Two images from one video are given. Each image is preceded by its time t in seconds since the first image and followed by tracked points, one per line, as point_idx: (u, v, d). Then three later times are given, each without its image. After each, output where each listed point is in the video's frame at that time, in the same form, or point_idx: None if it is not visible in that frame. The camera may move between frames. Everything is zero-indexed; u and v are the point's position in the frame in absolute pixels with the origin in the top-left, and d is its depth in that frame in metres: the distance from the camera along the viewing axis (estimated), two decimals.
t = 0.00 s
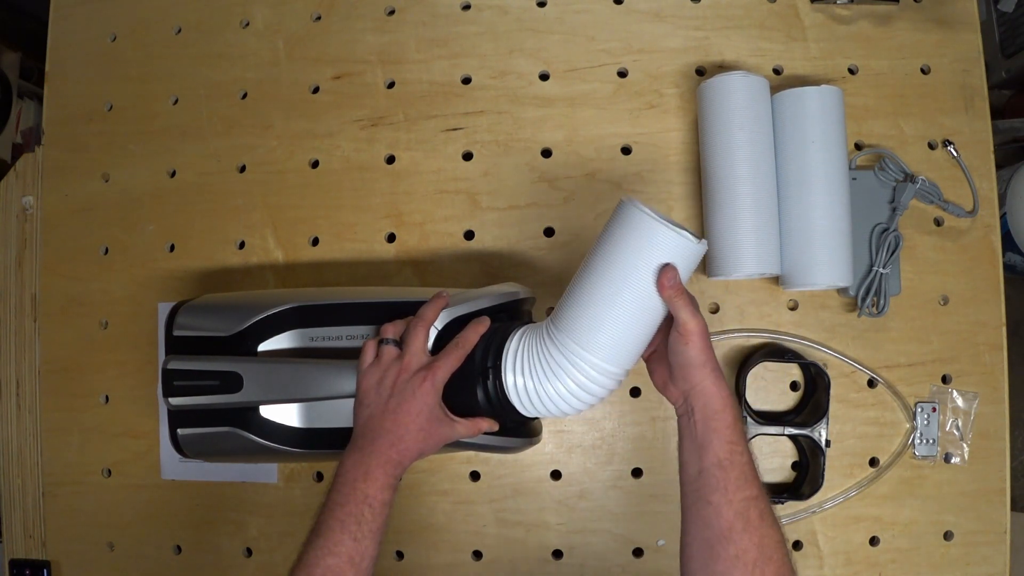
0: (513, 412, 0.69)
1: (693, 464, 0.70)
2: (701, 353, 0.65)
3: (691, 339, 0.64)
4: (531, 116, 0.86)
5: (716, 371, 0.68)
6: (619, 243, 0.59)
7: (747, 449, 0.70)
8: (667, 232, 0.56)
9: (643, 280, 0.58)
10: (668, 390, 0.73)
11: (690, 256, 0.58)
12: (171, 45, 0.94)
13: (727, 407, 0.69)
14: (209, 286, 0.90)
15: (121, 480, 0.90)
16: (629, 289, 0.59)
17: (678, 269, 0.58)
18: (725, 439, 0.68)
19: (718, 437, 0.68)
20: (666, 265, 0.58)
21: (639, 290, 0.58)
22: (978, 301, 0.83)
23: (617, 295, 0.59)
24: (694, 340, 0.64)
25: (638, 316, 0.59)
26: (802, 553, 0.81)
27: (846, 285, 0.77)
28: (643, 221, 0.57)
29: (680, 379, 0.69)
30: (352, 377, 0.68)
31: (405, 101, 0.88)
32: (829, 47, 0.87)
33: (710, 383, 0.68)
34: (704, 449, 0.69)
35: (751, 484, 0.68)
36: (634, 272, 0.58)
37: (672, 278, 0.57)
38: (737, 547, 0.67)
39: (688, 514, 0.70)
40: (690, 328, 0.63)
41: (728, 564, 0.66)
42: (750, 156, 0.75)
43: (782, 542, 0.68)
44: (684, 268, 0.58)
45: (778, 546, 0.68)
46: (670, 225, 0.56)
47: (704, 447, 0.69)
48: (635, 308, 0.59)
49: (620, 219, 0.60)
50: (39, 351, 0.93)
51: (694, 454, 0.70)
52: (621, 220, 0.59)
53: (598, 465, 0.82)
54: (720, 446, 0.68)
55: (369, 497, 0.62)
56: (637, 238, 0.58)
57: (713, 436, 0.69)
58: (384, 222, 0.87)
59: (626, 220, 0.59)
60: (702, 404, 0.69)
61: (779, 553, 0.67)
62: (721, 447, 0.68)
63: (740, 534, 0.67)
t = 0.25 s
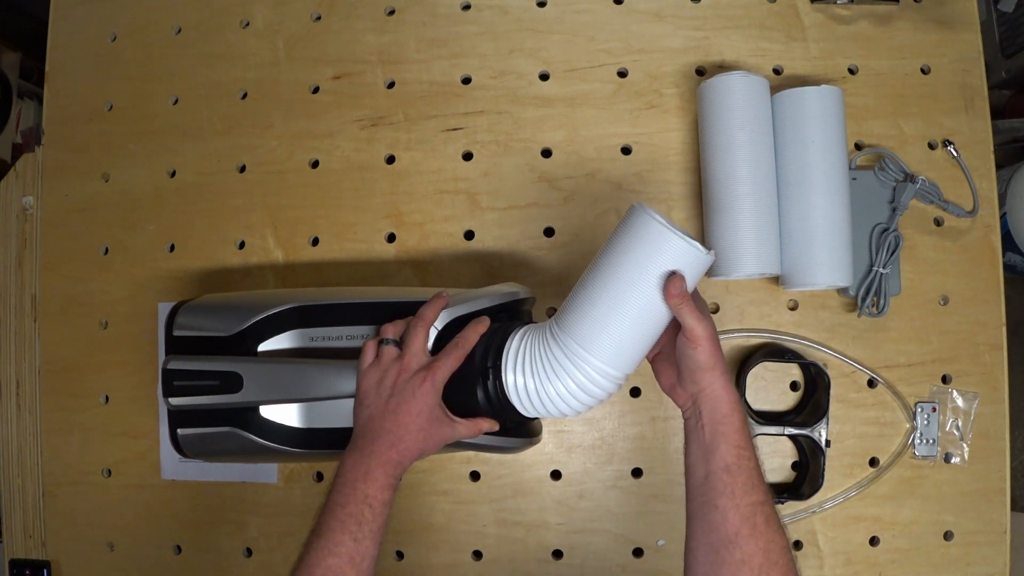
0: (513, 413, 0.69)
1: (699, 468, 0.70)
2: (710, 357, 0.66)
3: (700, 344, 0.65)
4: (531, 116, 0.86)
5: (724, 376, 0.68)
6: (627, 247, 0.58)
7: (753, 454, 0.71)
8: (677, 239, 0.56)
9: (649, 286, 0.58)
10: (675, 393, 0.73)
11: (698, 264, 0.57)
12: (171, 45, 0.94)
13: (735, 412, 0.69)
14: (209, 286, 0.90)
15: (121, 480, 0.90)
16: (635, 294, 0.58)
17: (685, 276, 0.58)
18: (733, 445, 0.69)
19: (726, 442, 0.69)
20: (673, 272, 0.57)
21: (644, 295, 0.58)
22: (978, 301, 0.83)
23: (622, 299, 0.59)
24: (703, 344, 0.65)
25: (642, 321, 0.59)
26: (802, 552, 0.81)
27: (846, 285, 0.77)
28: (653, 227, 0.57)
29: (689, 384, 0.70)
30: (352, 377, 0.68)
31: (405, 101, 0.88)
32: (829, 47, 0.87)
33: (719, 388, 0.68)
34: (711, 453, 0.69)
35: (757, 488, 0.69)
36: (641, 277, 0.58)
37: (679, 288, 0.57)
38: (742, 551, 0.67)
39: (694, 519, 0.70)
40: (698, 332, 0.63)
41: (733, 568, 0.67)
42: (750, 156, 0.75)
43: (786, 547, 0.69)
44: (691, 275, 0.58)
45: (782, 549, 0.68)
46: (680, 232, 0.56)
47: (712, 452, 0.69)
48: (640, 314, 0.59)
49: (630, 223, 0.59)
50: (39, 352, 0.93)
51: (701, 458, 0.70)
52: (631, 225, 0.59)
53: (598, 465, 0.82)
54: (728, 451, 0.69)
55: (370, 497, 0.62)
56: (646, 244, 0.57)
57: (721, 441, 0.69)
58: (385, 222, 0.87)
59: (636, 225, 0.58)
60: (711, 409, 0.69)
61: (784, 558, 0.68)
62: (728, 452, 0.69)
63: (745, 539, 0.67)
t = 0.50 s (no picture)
0: (514, 413, 0.69)
1: (700, 475, 0.70)
2: (712, 367, 0.67)
3: (703, 354, 0.65)
4: (531, 115, 0.86)
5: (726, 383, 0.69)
6: (632, 252, 0.58)
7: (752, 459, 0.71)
8: (683, 246, 0.56)
9: (652, 291, 0.58)
10: (676, 400, 0.73)
11: (701, 273, 0.57)
12: (172, 45, 0.94)
13: (736, 418, 0.70)
14: (209, 286, 0.90)
15: (121, 480, 0.90)
16: (637, 298, 0.58)
17: (688, 284, 0.57)
18: (735, 450, 0.69)
19: (727, 448, 0.69)
20: (677, 281, 0.57)
21: (646, 300, 0.58)
22: (978, 301, 0.83)
23: (624, 303, 0.59)
24: (707, 355, 0.65)
25: (643, 326, 0.59)
26: (802, 552, 0.81)
27: (846, 285, 0.77)
28: (660, 233, 0.56)
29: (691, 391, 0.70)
30: (352, 377, 0.68)
31: (405, 101, 0.88)
32: (829, 47, 0.87)
33: (721, 395, 0.69)
34: (712, 460, 0.70)
35: (757, 493, 0.69)
36: (644, 282, 0.58)
37: (677, 303, 0.57)
38: (744, 556, 0.67)
39: (694, 524, 0.70)
40: (702, 344, 0.64)
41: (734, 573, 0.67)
42: (749, 156, 0.75)
43: (785, 551, 0.69)
44: (694, 283, 0.58)
45: (781, 554, 0.69)
46: (687, 239, 0.56)
47: (714, 458, 0.70)
48: (641, 319, 0.59)
49: (637, 227, 0.59)
50: (39, 352, 0.93)
51: (702, 465, 0.70)
52: (638, 229, 0.59)
53: (598, 465, 0.82)
54: (730, 457, 0.69)
55: (370, 497, 0.62)
56: (652, 249, 0.57)
57: (723, 447, 0.69)
58: (385, 222, 0.87)
59: (643, 229, 0.58)
60: (713, 415, 0.69)
61: (783, 563, 0.68)
62: (730, 458, 0.69)
63: (746, 543, 0.68)
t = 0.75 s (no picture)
0: (514, 413, 0.69)
1: (698, 484, 0.71)
2: (709, 381, 0.66)
3: (698, 369, 0.64)
4: (531, 115, 0.86)
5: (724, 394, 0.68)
6: (635, 258, 0.58)
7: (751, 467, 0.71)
8: (688, 250, 0.56)
9: (652, 297, 0.58)
10: (675, 409, 0.73)
11: (705, 278, 0.57)
12: (172, 45, 0.94)
13: (735, 428, 0.69)
14: (209, 286, 0.90)
15: (121, 479, 0.90)
16: (639, 301, 0.58)
17: (690, 288, 0.58)
18: (732, 460, 0.69)
19: (724, 459, 0.69)
20: (676, 290, 0.57)
21: (648, 303, 0.58)
22: (978, 301, 0.83)
23: (626, 305, 0.59)
24: (702, 370, 0.64)
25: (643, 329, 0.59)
26: (803, 552, 0.81)
27: (846, 285, 0.77)
28: (666, 236, 0.57)
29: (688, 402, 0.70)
30: (352, 377, 0.68)
31: (405, 101, 0.88)
32: (829, 47, 0.87)
33: (719, 407, 0.68)
34: (710, 470, 0.70)
35: (755, 500, 0.69)
36: (647, 284, 0.58)
37: (665, 323, 0.57)
38: (740, 565, 0.67)
39: (692, 531, 0.71)
40: (697, 359, 0.63)
41: None
42: (750, 156, 0.75)
43: (784, 559, 0.69)
44: (697, 288, 0.58)
45: (779, 561, 0.69)
46: (693, 242, 0.56)
47: (711, 468, 0.70)
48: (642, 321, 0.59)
49: (643, 230, 0.59)
50: (39, 351, 0.93)
51: (699, 474, 0.70)
52: (644, 232, 0.59)
53: (598, 465, 0.82)
54: (727, 467, 0.69)
55: (370, 497, 0.62)
56: (657, 251, 0.57)
57: (720, 458, 0.69)
58: (385, 222, 0.87)
59: (649, 232, 0.58)
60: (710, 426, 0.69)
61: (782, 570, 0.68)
62: (727, 468, 0.69)
63: (743, 552, 0.68)
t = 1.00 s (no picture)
0: (514, 413, 0.69)
1: (698, 506, 0.71)
2: (703, 410, 0.64)
3: (692, 398, 0.63)
4: (531, 116, 0.86)
5: (721, 421, 0.67)
6: (644, 275, 0.56)
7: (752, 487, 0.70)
8: (696, 278, 0.53)
9: (653, 319, 0.56)
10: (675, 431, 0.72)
11: (712, 308, 0.54)
12: (172, 45, 0.94)
13: (732, 453, 0.68)
14: (209, 286, 0.90)
15: (121, 479, 0.90)
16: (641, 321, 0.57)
17: (694, 317, 0.55)
18: (731, 484, 0.68)
19: (722, 484, 0.68)
20: (678, 316, 0.55)
21: (649, 324, 0.56)
22: (978, 301, 0.83)
23: (628, 323, 0.57)
24: (696, 398, 0.63)
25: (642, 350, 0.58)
26: (803, 552, 0.81)
27: (846, 285, 0.77)
28: (676, 261, 0.54)
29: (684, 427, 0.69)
30: (352, 377, 0.68)
31: (405, 101, 0.88)
32: (829, 47, 0.87)
33: (716, 433, 0.67)
34: (709, 495, 0.69)
35: (756, 525, 0.69)
36: (651, 306, 0.56)
37: (658, 348, 0.57)
38: None
39: (694, 554, 0.71)
40: (689, 389, 0.62)
41: None
42: (750, 156, 0.75)
43: None
44: (701, 317, 0.55)
45: None
46: (703, 271, 0.53)
47: (710, 492, 0.69)
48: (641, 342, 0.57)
49: (657, 245, 0.56)
50: (39, 351, 0.93)
51: (699, 497, 0.70)
52: (657, 249, 0.56)
53: (598, 465, 0.82)
54: (726, 492, 0.68)
55: (370, 498, 0.62)
56: (664, 274, 0.55)
57: (719, 482, 0.68)
58: (385, 222, 0.87)
59: (661, 251, 0.55)
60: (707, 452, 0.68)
61: None
62: (726, 492, 0.68)
63: None
